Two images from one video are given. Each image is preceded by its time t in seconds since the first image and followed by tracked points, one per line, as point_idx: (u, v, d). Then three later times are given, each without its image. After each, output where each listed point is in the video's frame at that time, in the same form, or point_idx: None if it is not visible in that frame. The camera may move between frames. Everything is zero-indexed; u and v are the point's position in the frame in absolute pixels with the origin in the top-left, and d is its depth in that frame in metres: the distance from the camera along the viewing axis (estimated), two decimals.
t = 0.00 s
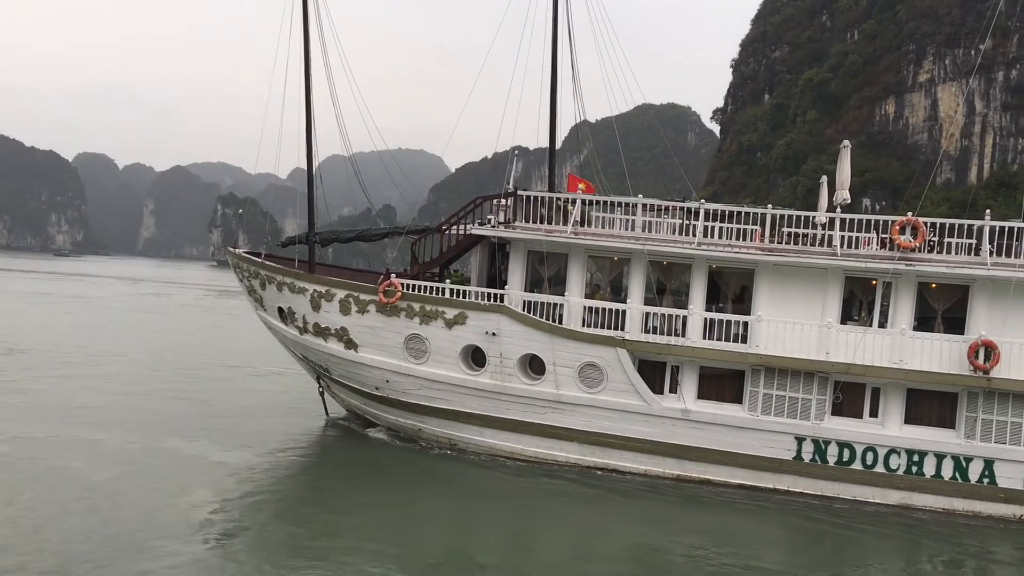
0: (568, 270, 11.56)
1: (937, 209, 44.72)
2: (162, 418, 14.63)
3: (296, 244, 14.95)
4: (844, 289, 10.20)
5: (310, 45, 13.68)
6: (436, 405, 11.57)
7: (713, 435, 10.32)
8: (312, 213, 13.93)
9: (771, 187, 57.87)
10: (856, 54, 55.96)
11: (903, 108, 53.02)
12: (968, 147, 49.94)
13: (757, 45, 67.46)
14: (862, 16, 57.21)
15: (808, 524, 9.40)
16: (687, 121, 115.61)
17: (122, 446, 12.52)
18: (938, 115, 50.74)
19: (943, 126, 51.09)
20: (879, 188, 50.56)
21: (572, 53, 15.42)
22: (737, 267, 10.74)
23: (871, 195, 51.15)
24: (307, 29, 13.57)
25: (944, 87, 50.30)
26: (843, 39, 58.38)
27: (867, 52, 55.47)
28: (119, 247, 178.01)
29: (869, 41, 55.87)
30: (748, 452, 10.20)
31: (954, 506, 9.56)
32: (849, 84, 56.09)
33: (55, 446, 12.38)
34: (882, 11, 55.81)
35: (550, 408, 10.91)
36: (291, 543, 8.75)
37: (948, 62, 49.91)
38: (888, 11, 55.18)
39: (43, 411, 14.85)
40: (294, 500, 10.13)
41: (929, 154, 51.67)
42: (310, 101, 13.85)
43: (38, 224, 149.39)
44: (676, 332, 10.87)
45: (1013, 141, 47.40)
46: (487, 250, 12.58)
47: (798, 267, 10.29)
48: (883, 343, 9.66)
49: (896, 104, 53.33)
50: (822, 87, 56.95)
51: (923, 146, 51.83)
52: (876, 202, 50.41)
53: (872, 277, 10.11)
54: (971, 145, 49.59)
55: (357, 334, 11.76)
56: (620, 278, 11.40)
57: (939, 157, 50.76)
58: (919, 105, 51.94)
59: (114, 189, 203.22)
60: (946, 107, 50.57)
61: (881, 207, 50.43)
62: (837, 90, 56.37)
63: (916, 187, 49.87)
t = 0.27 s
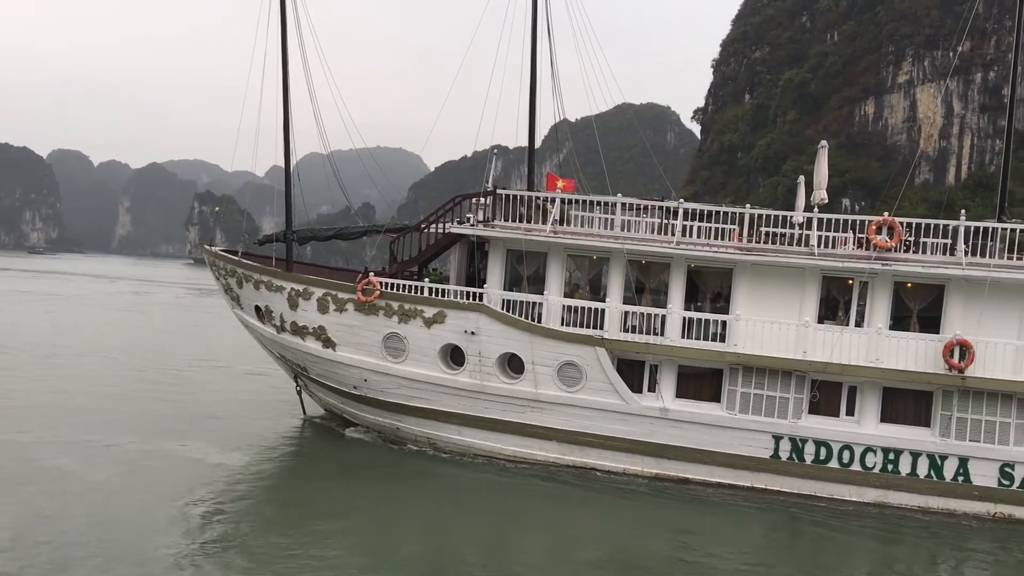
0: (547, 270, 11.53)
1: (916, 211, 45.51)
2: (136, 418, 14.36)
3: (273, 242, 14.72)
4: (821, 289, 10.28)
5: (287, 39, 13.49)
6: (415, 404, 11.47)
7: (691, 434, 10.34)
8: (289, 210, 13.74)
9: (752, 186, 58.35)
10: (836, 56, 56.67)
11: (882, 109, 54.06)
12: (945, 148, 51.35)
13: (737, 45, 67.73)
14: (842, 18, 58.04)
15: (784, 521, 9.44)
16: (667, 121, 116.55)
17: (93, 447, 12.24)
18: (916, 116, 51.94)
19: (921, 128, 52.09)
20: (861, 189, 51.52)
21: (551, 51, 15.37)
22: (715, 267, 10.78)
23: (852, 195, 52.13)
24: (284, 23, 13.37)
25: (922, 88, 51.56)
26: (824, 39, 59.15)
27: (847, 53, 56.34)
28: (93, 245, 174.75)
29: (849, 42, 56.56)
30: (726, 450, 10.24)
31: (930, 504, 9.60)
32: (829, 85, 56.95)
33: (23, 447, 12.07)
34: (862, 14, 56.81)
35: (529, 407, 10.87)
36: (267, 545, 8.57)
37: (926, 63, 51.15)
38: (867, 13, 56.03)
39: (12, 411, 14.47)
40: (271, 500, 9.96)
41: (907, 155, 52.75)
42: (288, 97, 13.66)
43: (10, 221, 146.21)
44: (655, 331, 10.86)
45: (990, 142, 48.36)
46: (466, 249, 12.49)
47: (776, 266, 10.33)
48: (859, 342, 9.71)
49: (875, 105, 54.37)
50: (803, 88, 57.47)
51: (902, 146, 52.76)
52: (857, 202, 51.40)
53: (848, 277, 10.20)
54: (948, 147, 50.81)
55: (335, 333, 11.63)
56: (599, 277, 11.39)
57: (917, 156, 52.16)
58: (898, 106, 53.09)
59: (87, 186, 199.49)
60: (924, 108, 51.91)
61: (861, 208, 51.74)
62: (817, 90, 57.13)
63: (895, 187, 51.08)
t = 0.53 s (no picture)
0: (526, 269, 11.49)
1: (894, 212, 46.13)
2: (110, 417, 14.09)
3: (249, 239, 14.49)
4: (798, 288, 10.34)
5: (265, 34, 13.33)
6: (392, 403, 11.37)
7: (669, 432, 10.37)
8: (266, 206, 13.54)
9: (732, 186, 58.86)
10: (816, 57, 57.52)
11: (861, 110, 54.67)
12: (924, 149, 51.47)
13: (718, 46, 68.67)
14: (822, 18, 58.78)
15: (762, 519, 9.48)
16: (647, 121, 117.40)
17: (62, 446, 11.95)
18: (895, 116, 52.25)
19: (900, 129, 52.34)
20: (839, 189, 51.92)
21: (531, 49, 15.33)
22: (693, 266, 10.81)
23: (834, 196, 52.59)
24: (262, 18, 13.22)
25: (902, 89, 52.12)
26: (804, 40, 59.92)
27: (827, 54, 57.05)
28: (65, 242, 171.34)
29: (828, 43, 57.48)
30: (703, 449, 10.28)
31: (904, 501, 9.68)
32: (809, 86, 57.66)
33: None
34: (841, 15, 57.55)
35: (508, 405, 10.82)
36: (245, 546, 8.41)
37: (905, 65, 51.90)
38: (847, 15, 56.76)
39: None
40: (247, 500, 9.79)
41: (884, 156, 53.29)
42: (266, 93, 13.47)
43: None
44: (633, 330, 10.86)
45: (967, 143, 49.00)
46: (445, 247, 12.41)
47: (753, 265, 10.38)
48: (836, 341, 9.77)
49: (855, 106, 54.95)
50: (782, 87, 58.35)
51: (881, 147, 53.30)
52: (838, 202, 51.85)
53: (825, 276, 10.27)
54: (927, 148, 51.07)
55: (313, 331, 11.49)
56: (578, 276, 11.36)
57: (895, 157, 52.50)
58: (877, 108, 53.63)
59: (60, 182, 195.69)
60: (903, 109, 52.25)
61: (840, 207, 52.03)
62: (798, 91, 57.84)
63: (873, 187, 51.48)
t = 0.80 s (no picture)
0: (505, 268, 11.44)
1: (873, 211, 46.73)
2: (82, 417, 13.81)
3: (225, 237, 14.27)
4: (775, 288, 10.40)
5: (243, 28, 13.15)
6: (370, 402, 11.25)
7: (647, 431, 10.38)
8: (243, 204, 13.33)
9: (713, 186, 59.33)
10: (796, 57, 58.25)
11: (841, 110, 55.38)
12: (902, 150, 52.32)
13: (699, 46, 69.31)
14: (803, 19, 59.47)
15: (739, 517, 9.52)
16: (627, 120, 118.09)
17: (31, 447, 11.69)
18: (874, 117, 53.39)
19: (879, 130, 53.42)
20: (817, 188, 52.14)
21: (512, 47, 15.27)
22: (671, 265, 10.84)
23: (814, 197, 52.37)
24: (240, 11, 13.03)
25: (880, 91, 52.97)
26: (785, 41, 60.65)
27: (807, 55, 57.75)
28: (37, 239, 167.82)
29: (809, 44, 58.25)
30: (681, 447, 10.29)
31: (880, 499, 9.75)
32: (789, 86, 58.30)
33: None
34: (820, 16, 58.29)
35: (486, 405, 10.76)
36: (220, 547, 8.26)
37: (884, 66, 52.51)
38: (826, 16, 57.46)
39: None
40: (222, 500, 9.62)
41: (863, 156, 53.89)
42: (243, 88, 13.27)
43: None
44: (612, 329, 10.85)
45: (944, 144, 49.47)
46: (423, 245, 12.31)
47: (731, 264, 10.42)
48: (812, 340, 9.84)
49: (835, 106, 55.64)
50: (763, 87, 59.10)
51: (859, 147, 53.89)
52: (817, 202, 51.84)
53: (802, 276, 10.34)
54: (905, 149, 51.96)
55: (290, 330, 11.34)
56: (557, 275, 11.33)
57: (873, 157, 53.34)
58: (857, 108, 54.45)
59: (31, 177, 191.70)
60: (882, 109, 53.49)
61: (820, 208, 52.03)
62: (778, 91, 58.50)
63: (852, 187, 52.02)
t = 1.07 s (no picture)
0: (486, 267, 11.37)
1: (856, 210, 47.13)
2: (55, 416, 13.52)
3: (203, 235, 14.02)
4: (755, 287, 10.44)
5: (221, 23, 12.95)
6: (350, 402, 11.13)
7: (628, 430, 10.36)
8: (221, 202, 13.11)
9: (696, 185, 59.65)
10: (779, 57, 58.65)
11: (824, 111, 55.48)
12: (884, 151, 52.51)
13: (682, 46, 69.73)
14: (786, 20, 59.74)
15: (719, 516, 9.52)
16: (609, 120, 118.43)
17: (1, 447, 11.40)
18: (856, 117, 53.66)
19: (860, 131, 53.60)
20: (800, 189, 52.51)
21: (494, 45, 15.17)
22: (652, 264, 10.83)
23: (797, 198, 52.85)
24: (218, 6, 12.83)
25: (862, 91, 53.28)
26: (767, 42, 61.09)
27: (790, 55, 58.13)
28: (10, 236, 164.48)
29: (792, 44, 58.37)
30: (662, 447, 10.29)
31: (858, 498, 9.82)
32: (772, 87, 58.65)
33: None
34: (802, 17, 58.78)
35: (467, 404, 10.68)
36: (197, 548, 8.09)
37: (867, 67, 52.79)
38: (809, 17, 57.88)
39: None
40: (198, 500, 9.45)
41: (844, 156, 54.05)
42: (222, 83, 13.05)
43: None
44: (593, 329, 10.81)
45: (924, 145, 49.65)
46: (404, 244, 12.20)
47: (711, 264, 10.43)
48: (791, 340, 9.89)
49: (818, 106, 55.82)
50: (746, 87, 59.38)
51: (842, 147, 53.83)
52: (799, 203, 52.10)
53: (782, 276, 10.38)
54: (887, 150, 52.09)
55: (269, 329, 11.18)
56: (539, 274, 11.28)
57: (855, 158, 53.34)
58: (839, 108, 54.52)
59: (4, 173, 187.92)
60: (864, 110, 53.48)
61: (803, 208, 52.26)
62: (761, 91, 58.88)
63: (835, 188, 52.43)
